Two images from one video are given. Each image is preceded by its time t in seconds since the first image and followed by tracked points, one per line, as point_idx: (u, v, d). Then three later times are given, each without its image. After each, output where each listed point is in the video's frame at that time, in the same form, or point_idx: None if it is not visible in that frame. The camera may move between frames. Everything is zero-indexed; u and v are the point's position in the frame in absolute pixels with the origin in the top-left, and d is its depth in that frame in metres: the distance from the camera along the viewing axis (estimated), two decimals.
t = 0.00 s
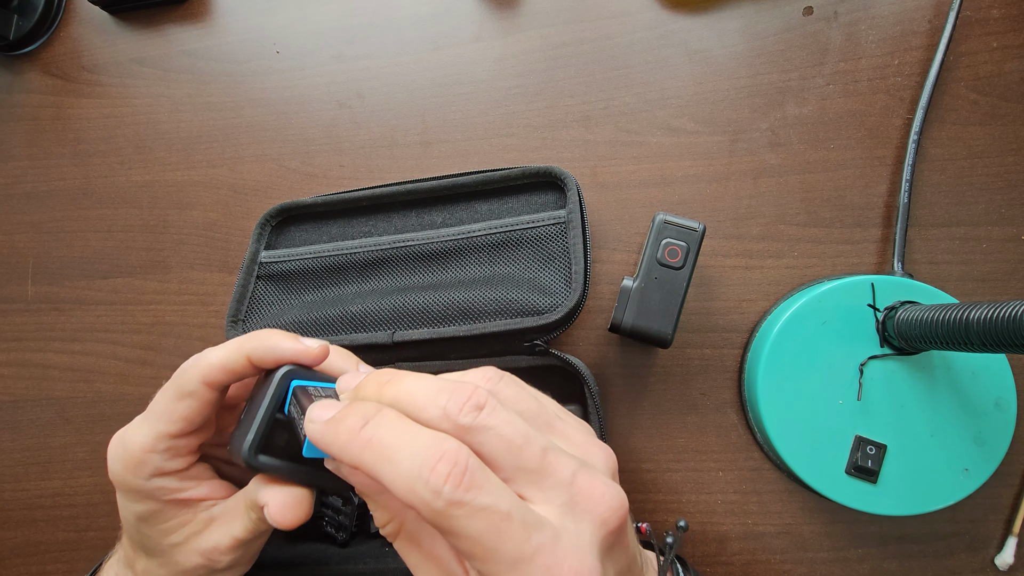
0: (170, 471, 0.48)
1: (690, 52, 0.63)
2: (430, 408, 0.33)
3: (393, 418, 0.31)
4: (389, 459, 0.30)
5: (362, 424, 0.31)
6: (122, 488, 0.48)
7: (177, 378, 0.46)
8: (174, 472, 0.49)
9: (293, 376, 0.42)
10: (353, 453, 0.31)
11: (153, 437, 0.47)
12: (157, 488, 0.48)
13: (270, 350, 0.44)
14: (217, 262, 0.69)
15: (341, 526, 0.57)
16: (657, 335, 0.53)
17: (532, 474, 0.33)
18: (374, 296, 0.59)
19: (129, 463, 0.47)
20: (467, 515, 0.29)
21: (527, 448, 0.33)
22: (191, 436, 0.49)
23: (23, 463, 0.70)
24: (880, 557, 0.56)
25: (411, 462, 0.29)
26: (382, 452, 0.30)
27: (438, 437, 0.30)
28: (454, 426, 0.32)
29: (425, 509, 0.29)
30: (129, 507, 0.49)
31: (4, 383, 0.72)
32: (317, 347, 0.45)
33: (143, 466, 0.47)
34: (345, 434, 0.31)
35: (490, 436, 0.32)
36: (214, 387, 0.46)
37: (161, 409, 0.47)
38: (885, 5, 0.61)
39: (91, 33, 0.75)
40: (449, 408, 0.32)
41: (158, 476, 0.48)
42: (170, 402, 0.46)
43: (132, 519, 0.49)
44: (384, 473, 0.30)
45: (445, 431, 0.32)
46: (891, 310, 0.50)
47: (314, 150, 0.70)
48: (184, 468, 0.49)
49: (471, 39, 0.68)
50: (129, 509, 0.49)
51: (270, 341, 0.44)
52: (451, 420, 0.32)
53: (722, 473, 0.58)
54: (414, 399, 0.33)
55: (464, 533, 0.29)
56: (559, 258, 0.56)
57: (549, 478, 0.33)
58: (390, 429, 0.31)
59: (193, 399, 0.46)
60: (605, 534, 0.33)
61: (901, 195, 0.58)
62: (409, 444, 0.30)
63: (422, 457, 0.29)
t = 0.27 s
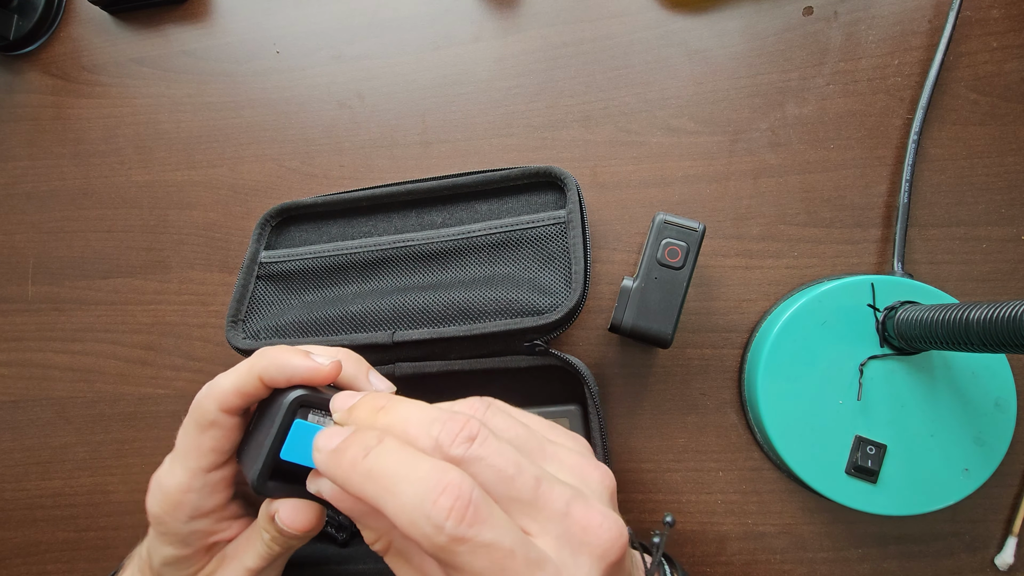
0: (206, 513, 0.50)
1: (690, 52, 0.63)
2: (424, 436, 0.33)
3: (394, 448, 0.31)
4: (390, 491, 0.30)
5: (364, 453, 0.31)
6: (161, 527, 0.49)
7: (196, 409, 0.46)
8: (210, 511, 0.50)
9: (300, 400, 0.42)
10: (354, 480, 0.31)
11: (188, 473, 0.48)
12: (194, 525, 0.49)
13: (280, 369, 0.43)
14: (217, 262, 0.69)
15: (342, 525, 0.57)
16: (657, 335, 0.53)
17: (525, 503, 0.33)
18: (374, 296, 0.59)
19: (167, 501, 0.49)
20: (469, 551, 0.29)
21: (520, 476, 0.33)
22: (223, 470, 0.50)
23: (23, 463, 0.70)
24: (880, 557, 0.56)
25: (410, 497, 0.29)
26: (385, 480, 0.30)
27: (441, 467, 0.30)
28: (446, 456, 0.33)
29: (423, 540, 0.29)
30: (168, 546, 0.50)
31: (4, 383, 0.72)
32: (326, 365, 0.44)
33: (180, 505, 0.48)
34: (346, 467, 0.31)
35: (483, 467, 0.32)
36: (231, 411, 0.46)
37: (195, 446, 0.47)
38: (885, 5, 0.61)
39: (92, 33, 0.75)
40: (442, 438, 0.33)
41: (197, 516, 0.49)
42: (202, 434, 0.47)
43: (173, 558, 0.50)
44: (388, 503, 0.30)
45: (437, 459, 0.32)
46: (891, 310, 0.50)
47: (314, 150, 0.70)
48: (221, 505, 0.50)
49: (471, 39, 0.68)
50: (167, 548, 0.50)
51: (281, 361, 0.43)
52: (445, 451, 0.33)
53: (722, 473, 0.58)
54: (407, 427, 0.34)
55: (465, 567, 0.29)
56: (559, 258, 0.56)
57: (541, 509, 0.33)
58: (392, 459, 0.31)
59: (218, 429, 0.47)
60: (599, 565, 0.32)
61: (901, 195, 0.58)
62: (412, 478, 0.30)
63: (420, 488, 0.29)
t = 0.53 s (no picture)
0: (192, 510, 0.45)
1: (690, 53, 0.63)
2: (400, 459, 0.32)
3: (381, 477, 0.32)
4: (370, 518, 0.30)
5: (350, 484, 0.31)
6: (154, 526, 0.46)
7: (184, 395, 0.45)
8: (195, 511, 0.46)
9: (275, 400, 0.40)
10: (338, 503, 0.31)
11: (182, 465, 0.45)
12: (173, 523, 0.45)
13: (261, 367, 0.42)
14: (217, 262, 0.69)
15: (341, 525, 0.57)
16: (657, 335, 0.53)
17: (505, 516, 0.33)
18: (374, 296, 0.59)
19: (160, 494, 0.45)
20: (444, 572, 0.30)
21: (499, 491, 0.33)
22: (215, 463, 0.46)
23: (23, 463, 0.70)
24: (880, 557, 0.56)
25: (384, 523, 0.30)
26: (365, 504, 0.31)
27: (414, 491, 0.31)
28: (426, 477, 0.32)
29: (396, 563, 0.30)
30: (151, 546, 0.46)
31: (4, 383, 0.72)
32: (305, 374, 0.42)
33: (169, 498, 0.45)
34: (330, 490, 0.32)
35: (464, 484, 0.32)
36: (216, 400, 0.45)
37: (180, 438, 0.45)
38: (885, 5, 0.61)
39: (91, 33, 0.75)
40: (419, 458, 0.32)
41: (180, 513, 0.45)
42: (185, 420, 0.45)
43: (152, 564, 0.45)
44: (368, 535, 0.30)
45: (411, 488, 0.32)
46: (891, 310, 0.50)
47: (314, 150, 0.70)
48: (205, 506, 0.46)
49: (471, 39, 0.68)
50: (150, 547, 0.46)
51: (266, 359, 0.42)
52: (424, 472, 0.32)
53: (722, 473, 0.58)
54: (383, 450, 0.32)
55: None
56: (559, 258, 0.56)
57: (520, 519, 0.33)
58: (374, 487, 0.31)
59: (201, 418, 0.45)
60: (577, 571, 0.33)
61: (901, 195, 0.58)
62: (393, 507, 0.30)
63: (397, 515, 0.30)
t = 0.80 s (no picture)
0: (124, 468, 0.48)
1: (690, 53, 0.63)
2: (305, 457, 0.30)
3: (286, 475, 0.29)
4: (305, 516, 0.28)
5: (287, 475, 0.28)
6: (92, 477, 0.48)
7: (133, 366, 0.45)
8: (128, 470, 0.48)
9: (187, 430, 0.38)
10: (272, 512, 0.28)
11: (115, 428, 0.47)
12: (109, 478, 0.48)
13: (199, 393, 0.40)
14: (217, 262, 0.69)
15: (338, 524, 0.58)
16: (657, 335, 0.53)
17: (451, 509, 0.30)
18: (374, 297, 0.59)
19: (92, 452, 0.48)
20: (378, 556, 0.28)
21: (437, 490, 0.30)
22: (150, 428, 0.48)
23: (23, 462, 0.70)
24: (880, 557, 0.56)
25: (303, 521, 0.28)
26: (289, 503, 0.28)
27: (356, 486, 0.28)
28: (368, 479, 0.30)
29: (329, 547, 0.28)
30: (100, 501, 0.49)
31: (4, 383, 0.72)
32: (234, 420, 0.39)
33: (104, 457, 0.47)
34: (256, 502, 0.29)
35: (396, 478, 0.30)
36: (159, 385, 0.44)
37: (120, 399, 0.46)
38: (885, 5, 0.61)
39: (91, 33, 0.75)
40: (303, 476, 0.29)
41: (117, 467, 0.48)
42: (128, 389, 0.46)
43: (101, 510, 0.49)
44: (318, 530, 0.27)
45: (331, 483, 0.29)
46: (891, 310, 0.50)
47: (314, 150, 0.70)
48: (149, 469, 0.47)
49: (471, 39, 0.68)
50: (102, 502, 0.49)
51: (209, 379, 0.41)
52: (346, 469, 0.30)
53: (722, 473, 0.58)
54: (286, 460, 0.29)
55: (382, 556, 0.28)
56: (559, 258, 0.56)
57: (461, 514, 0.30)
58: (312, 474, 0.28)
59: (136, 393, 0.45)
60: (529, 565, 0.30)
61: (901, 195, 0.58)
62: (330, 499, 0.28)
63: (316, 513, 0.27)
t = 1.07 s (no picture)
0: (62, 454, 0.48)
1: (690, 53, 0.63)
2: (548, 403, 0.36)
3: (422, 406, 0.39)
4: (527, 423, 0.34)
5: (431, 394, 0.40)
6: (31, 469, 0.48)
7: (58, 355, 0.46)
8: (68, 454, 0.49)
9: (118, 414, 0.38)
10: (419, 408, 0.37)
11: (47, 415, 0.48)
12: (49, 465, 0.48)
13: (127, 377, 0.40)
14: (217, 262, 0.69)
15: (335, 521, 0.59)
16: (657, 335, 0.53)
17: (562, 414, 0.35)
18: (374, 297, 0.59)
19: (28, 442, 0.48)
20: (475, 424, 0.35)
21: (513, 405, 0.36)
22: (83, 413, 0.49)
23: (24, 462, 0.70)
24: (880, 557, 0.56)
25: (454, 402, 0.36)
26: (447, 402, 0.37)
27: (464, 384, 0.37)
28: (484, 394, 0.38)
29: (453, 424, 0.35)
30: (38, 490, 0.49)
31: (4, 383, 0.72)
32: (165, 406, 0.39)
33: (42, 445, 0.48)
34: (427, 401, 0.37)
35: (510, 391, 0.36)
36: (83, 374, 0.45)
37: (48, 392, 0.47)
38: (885, 5, 0.61)
39: (91, 33, 0.75)
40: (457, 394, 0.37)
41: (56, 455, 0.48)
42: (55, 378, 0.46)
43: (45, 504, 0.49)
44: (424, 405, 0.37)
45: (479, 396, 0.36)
46: (891, 310, 0.50)
47: (314, 150, 0.70)
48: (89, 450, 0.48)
49: (471, 39, 0.68)
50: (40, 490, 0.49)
51: (134, 366, 0.41)
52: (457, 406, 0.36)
53: (722, 473, 0.58)
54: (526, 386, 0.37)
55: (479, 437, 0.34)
56: (559, 258, 0.56)
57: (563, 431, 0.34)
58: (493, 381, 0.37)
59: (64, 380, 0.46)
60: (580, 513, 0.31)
61: (901, 195, 0.58)
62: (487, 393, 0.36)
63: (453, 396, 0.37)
